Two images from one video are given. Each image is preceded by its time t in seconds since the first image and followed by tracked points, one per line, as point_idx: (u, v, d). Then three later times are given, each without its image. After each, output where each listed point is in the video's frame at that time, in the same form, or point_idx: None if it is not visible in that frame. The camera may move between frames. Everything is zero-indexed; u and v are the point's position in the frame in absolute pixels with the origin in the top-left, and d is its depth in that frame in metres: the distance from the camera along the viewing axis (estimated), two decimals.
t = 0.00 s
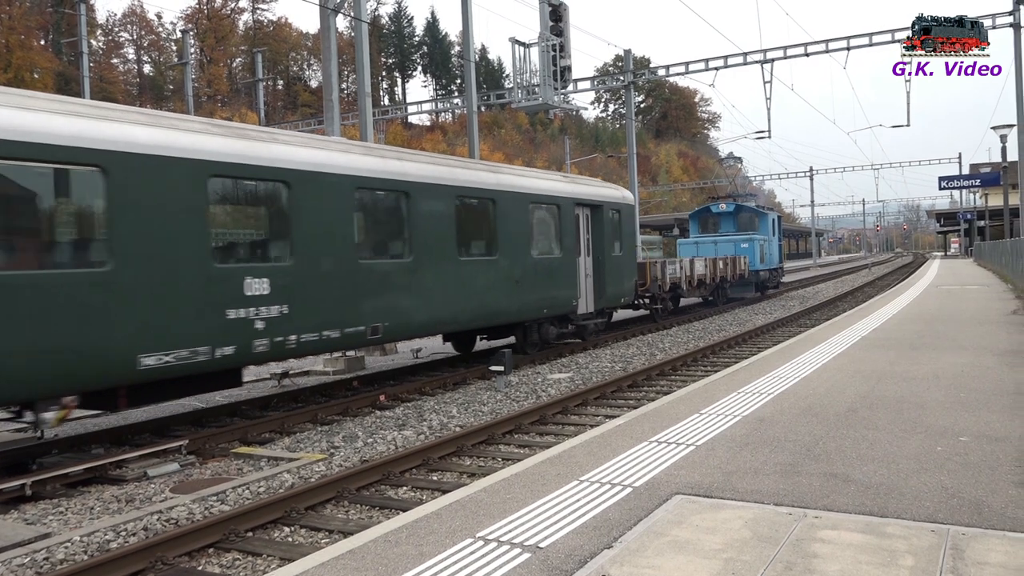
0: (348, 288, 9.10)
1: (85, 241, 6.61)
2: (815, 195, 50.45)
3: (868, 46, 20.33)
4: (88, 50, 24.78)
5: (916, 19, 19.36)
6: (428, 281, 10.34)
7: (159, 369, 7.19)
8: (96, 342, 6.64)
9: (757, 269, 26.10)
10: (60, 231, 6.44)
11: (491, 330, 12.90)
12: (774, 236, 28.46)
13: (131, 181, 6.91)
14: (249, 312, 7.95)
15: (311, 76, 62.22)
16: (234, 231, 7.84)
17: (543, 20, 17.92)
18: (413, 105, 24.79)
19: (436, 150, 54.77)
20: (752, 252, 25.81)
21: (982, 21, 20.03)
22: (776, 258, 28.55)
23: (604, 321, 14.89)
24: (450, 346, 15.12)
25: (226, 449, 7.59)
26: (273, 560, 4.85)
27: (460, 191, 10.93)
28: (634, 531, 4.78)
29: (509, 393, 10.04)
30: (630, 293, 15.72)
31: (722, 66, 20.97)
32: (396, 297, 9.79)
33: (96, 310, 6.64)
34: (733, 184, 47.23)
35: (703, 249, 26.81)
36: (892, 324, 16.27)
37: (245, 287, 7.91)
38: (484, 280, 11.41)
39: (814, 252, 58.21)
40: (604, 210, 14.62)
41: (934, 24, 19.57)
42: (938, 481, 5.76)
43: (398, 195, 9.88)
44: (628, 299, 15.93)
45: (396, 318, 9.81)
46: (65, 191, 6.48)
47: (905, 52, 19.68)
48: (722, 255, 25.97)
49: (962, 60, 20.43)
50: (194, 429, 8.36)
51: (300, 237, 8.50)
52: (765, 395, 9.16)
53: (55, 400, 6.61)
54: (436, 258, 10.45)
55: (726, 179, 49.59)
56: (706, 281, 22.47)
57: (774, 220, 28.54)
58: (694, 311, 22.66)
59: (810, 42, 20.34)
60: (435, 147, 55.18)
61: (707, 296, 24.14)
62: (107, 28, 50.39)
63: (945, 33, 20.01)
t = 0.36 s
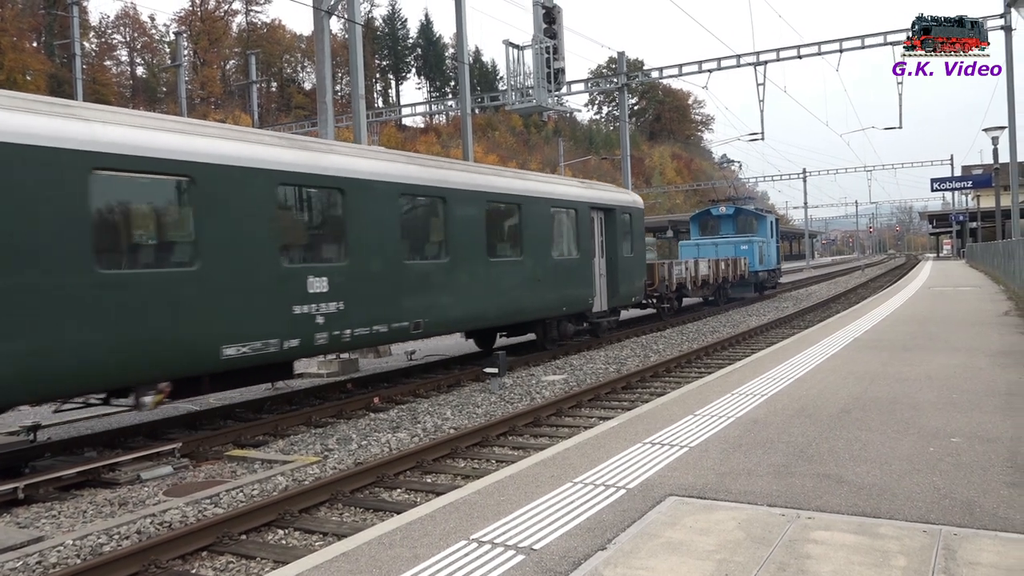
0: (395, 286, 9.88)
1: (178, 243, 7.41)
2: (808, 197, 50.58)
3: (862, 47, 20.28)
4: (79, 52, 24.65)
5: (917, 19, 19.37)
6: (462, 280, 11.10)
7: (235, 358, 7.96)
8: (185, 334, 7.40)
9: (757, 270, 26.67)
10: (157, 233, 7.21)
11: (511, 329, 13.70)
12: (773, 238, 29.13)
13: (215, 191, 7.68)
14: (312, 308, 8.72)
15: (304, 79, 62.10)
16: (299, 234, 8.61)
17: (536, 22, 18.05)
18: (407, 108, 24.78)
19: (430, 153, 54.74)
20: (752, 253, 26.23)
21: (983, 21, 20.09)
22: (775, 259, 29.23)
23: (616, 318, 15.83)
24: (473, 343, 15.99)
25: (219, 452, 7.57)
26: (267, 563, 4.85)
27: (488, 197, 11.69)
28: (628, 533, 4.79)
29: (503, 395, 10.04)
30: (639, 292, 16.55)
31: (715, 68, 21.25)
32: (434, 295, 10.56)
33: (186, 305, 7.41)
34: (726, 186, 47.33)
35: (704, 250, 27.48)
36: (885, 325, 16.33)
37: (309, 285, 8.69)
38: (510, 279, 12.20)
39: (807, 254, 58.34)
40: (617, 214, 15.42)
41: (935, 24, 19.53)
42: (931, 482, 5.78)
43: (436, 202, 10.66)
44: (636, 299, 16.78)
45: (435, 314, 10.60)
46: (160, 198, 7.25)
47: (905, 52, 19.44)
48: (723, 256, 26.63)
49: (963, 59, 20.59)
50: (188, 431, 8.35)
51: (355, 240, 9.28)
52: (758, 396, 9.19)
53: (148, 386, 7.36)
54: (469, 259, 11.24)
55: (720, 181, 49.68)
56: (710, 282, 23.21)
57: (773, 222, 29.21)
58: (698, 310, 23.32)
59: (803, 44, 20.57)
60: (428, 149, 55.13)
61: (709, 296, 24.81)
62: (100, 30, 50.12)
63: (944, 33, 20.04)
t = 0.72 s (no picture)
0: (436, 285, 10.67)
1: (251, 244, 8.13)
2: (803, 199, 50.67)
3: (857, 50, 20.38)
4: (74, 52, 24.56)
5: (917, 19, 19.52)
6: (492, 279, 11.87)
7: (299, 348, 8.74)
8: (257, 327, 8.18)
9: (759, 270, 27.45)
10: (236, 234, 7.98)
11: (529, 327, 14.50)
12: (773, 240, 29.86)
13: (282, 197, 8.43)
14: (364, 304, 9.51)
15: (301, 80, 62.07)
16: (354, 237, 9.39)
17: (532, 25, 17.97)
18: (403, 109, 24.79)
19: (426, 154, 54.72)
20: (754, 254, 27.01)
21: (983, 21, 20.50)
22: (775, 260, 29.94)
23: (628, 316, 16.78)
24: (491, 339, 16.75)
25: (214, 453, 7.56)
26: (262, 564, 4.85)
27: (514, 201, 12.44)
28: (623, 534, 4.80)
29: (499, 397, 10.05)
30: (650, 292, 17.32)
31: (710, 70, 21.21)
32: (468, 293, 11.35)
33: (259, 300, 8.19)
34: (722, 188, 47.42)
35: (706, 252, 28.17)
36: (880, 328, 16.37)
37: (362, 283, 9.48)
38: (535, 278, 12.95)
39: (802, 256, 58.44)
40: (631, 217, 16.17)
41: (935, 24, 19.82)
42: (924, 483, 5.81)
43: (470, 206, 11.42)
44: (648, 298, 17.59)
45: (470, 311, 11.38)
46: (237, 204, 8.01)
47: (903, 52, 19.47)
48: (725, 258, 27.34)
49: (962, 59, 20.66)
50: (183, 433, 8.34)
51: (400, 241, 10.07)
52: (753, 398, 9.22)
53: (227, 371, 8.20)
54: (499, 260, 12.01)
55: (715, 184, 49.69)
56: (715, 282, 23.96)
57: (773, 225, 29.89)
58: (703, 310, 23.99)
59: (798, 48, 20.73)
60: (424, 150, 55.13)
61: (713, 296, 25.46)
62: (96, 30, 49.95)
63: (944, 33, 20.04)
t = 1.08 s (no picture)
0: (479, 284, 11.28)
1: (321, 246, 8.77)
2: (808, 201, 50.56)
3: (861, 52, 20.18)
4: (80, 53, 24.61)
5: (916, 19, 19.68)
6: (527, 279, 12.46)
7: (361, 342, 9.36)
8: (326, 322, 8.80)
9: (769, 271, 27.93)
10: (307, 237, 8.60)
11: (552, 324, 15.08)
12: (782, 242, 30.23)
13: (348, 203, 9.09)
14: (417, 301, 10.12)
15: (305, 82, 62.22)
16: (407, 238, 10.00)
17: (536, 27, 18.04)
18: (408, 111, 24.84)
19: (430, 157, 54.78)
20: (765, 257, 27.55)
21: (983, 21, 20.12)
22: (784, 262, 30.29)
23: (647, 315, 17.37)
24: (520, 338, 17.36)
25: (219, 455, 7.57)
26: (267, 566, 4.86)
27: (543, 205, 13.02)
28: (628, 536, 4.80)
29: (503, 399, 10.05)
30: (668, 292, 17.92)
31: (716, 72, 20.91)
32: (506, 292, 11.94)
33: (328, 298, 8.82)
34: (727, 190, 47.37)
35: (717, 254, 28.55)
36: (885, 330, 16.33)
37: (415, 282, 10.09)
38: (566, 278, 13.55)
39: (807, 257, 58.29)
40: (651, 220, 16.80)
41: (935, 24, 19.98)
42: (930, 486, 5.80)
43: (505, 210, 12.02)
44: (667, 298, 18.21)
45: (509, 309, 11.97)
46: (309, 209, 8.66)
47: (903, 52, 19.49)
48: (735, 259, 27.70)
49: (963, 59, 20.57)
50: (188, 435, 8.35)
51: (446, 243, 10.68)
52: (758, 400, 9.21)
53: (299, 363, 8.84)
54: (534, 260, 12.60)
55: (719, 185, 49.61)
56: (727, 283, 24.39)
57: (782, 228, 30.27)
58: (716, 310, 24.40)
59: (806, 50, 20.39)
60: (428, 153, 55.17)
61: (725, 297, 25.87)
62: (101, 33, 49.81)
63: (945, 33, 20.10)
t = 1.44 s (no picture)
0: (507, 284, 12.07)
1: (370, 249, 9.57)
2: (804, 205, 50.63)
3: (858, 56, 20.61)
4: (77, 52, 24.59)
5: (916, 19, 19.85)
6: (549, 279, 13.23)
7: (406, 337, 10.18)
8: (374, 318, 9.58)
9: (769, 274, 28.38)
10: (359, 240, 9.43)
11: (566, 323, 15.69)
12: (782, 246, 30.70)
13: (392, 208, 9.91)
14: (453, 299, 10.92)
15: (302, 83, 62.19)
16: (444, 242, 10.82)
17: (535, 30, 18.00)
18: (405, 113, 24.81)
19: (426, 159, 54.86)
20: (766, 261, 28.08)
21: (982, 21, 20.47)
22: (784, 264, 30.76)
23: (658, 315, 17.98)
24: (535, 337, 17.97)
25: (213, 457, 7.56)
26: (261, 568, 4.85)
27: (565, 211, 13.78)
28: (622, 539, 4.80)
29: (499, 402, 10.04)
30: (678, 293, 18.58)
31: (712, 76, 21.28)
32: (531, 291, 12.71)
33: (375, 296, 9.61)
34: (723, 193, 47.44)
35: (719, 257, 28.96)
36: (880, 334, 16.34)
37: (451, 282, 10.89)
38: (585, 279, 14.32)
39: (803, 261, 58.31)
40: (663, 224, 17.52)
41: (936, 23, 20.10)
42: (924, 489, 5.81)
43: (531, 215, 12.77)
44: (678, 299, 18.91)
45: (533, 308, 12.74)
46: (360, 214, 9.47)
47: (904, 53, 19.57)
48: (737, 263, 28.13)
49: (962, 60, 20.59)
50: (183, 436, 8.33)
51: (478, 246, 11.46)
52: (753, 403, 9.21)
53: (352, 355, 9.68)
54: (556, 263, 13.38)
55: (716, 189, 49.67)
56: (731, 286, 24.90)
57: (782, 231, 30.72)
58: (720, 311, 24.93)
59: (799, 54, 20.74)
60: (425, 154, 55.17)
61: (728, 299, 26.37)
62: (98, 33, 49.83)
63: (945, 32, 20.12)
